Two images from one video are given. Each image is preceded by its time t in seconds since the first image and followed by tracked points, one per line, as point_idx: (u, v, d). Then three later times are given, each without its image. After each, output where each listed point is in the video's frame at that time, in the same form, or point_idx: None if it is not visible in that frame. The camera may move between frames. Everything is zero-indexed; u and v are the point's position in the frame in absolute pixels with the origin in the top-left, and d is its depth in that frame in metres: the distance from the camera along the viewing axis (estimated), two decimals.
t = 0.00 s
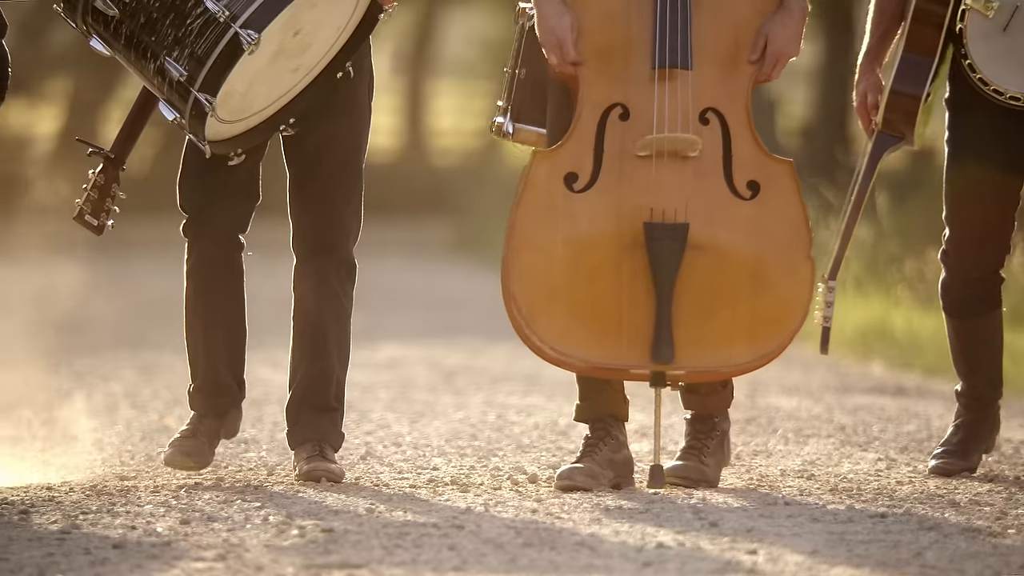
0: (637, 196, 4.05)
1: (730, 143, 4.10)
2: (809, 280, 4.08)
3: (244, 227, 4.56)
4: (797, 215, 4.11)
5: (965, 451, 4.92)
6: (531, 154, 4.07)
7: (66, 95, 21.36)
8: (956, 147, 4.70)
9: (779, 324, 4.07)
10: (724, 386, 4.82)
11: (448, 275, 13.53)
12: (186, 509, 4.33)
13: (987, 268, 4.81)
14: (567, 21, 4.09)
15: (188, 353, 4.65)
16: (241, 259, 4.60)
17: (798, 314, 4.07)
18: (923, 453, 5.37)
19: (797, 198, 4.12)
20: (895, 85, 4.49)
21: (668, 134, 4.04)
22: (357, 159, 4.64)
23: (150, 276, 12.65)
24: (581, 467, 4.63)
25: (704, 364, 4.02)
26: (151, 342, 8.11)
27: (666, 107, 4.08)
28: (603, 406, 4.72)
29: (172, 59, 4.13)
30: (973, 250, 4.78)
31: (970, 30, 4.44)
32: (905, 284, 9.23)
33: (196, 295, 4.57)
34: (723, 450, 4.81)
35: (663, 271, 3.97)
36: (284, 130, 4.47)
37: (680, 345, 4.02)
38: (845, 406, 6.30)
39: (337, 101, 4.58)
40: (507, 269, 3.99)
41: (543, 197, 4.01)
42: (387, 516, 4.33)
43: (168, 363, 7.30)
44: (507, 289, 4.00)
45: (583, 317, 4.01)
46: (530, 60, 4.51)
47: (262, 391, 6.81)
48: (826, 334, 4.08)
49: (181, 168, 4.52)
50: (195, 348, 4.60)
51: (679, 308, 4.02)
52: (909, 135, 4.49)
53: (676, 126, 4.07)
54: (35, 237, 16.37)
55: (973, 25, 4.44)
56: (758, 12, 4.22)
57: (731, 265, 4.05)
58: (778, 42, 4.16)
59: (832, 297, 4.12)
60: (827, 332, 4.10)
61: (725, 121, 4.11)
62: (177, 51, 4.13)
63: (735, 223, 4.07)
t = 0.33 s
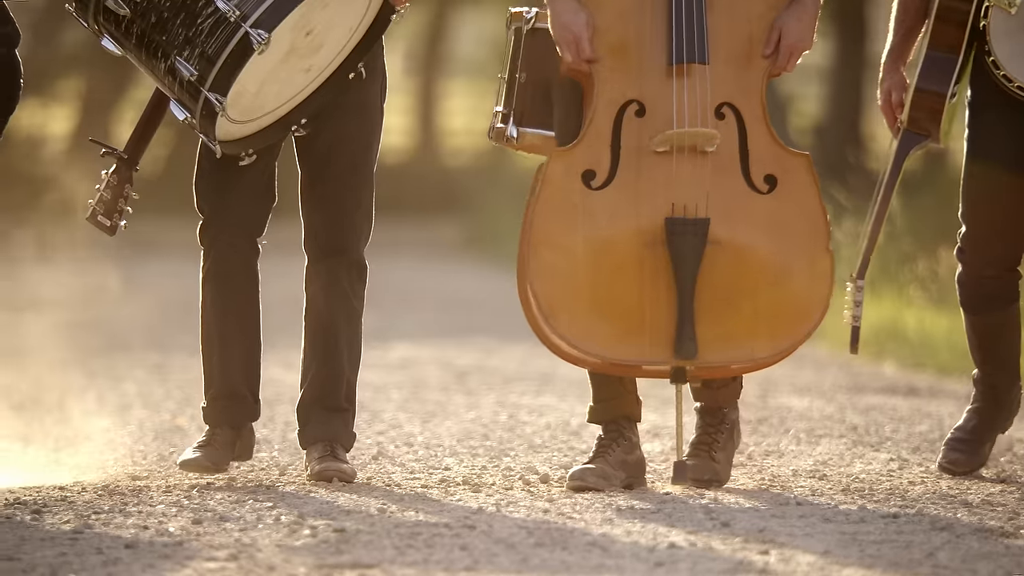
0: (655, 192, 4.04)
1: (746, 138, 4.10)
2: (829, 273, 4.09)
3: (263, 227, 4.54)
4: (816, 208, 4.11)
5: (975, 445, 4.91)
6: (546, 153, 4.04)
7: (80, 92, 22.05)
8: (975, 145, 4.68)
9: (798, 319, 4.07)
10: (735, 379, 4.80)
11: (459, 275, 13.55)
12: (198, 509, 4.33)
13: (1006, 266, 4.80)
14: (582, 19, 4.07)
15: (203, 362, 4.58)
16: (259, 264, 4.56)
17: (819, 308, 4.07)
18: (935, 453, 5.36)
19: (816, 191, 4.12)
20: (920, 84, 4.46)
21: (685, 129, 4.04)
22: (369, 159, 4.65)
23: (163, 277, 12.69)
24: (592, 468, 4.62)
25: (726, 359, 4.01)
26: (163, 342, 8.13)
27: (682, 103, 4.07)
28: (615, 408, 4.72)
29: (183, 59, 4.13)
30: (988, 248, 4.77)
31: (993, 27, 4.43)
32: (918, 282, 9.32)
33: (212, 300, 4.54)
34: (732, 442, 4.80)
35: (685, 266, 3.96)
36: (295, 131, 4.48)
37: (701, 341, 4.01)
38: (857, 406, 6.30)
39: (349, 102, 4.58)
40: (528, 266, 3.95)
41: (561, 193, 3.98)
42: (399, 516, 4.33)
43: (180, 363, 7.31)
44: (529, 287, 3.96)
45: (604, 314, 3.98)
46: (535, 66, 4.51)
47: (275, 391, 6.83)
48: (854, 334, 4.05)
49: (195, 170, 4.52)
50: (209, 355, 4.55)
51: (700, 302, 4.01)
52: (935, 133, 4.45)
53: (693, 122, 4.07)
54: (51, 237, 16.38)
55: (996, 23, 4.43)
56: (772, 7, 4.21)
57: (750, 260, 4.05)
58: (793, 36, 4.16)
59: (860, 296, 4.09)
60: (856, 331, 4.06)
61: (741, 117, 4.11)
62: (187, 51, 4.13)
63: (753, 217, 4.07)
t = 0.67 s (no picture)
0: (673, 186, 4.00)
1: (762, 131, 4.10)
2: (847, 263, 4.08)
3: (280, 228, 4.55)
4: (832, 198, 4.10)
5: (989, 436, 4.80)
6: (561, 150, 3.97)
7: (90, 92, 22.11)
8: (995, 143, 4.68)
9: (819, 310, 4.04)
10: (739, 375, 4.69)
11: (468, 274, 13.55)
12: (208, 508, 4.32)
13: None
14: (596, 14, 4.03)
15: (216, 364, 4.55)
16: (274, 265, 4.57)
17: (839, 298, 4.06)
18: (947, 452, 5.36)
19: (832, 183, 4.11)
20: (944, 82, 4.42)
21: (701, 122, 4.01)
22: (380, 159, 4.65)
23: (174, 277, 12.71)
24: (604, 467, 4.61)
25: (749, 351, 3.97)
26: (175, 341, 8.14)
27: (697, 97, 4.05)
28: (626, 409, 4.71)
29: (192, 60, 4.12)
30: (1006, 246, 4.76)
31: (1015, 25, 4.45)
32: (930, 282, 9.36)
33: (225, 302, 4.53)
34: (741, 426, 4.74)
35: (708, 257, 3.91)
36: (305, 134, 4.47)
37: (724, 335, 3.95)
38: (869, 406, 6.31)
39: (362, 101, 4.58)
40: (550, 263, 3.86)
41: (581, 189, 3.91)
42: (410, 515, 4.33)
43: (192, 363, 7.32)
44: (551, 286, 3.86)
45: (626, 309, 3.91)
46: (539, 68, 4.53)
47: (286, 390, 6.83)
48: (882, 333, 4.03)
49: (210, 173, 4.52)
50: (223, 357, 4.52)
51: (721, 296, 3.96)
52: (958, 131, 4.43)
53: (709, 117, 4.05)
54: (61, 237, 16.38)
55: (1017, 21, 4.45)
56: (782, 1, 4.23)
57: (771, 253, 4.02)
58: (806, 28, 4.17)
59: (887, 295, 4.08)
60: (883, 331, 4.03)
61: (756, 110, 4.11)
62: (196, 52, 4.12)
63: (772, 209, 4.05)
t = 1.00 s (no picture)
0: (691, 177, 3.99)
1: (779, 122, 4.09)
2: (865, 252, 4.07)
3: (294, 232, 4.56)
4: (849, 187, 4.09)
5: (1009, 439, 4.75)
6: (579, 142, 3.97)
7: (102, 92, 22.17)
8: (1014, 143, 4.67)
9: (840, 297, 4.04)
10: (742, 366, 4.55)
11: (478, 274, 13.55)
12: (220, 508, 4.32)
13: None
14: (612, 6, 4.01)
15: (229, 365, 4.56)
16: (291, 267, 4.57)
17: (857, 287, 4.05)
18: (959, 452, 5.35)
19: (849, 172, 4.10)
20: (964, 81, 4.42)
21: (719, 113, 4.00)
22: (391, 158, 4.65)
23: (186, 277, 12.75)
24: (615, 467, 4.60)
25: (770, 341, 3.96)
26: (187, 341, 8.16)
27: (714, 90, 4.05)
28: (638, 409, 4.71)
29: (201, 65, 4.11)
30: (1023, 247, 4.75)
31: None
32: (941, 282, 9.36)
33: (239, 307, 4.53)
34: (750, 417, 4.69)
35: (727, 248, 3.90)
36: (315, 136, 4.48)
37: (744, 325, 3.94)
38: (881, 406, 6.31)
39: (373, 104, 4.58)
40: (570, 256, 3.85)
41: (600, 181, 3.90)
42: (422, 515, 4.33)
43: (204, 363, 7.34)
44: (573, 277, 3.86)
45: (646, 301, 3.90)
46: (543, 68, 4.48)
47: (298, 391, 6.84)
48: (898, 334, 4.02)
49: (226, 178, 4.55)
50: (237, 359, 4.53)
51: (743, 285, 3.96)
52: (978, 131, 4.41)
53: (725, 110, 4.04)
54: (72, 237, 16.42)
55: None
56: None
57: (791, 242, 4.01)
58: (820, 19, 4.17)
59: (904, 296, 4.07)
60: (900, 331, 4.02)
61: (773, 102, 4.10)
62: (205, 57, 4.11)
63: (790, 198, 4.04)
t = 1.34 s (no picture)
0: (708, 167, 3.98)
1: (793, 115, 4.09)
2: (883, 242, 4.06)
3: (310, 233, 4.57)
4: (864, 179, 4.09)
5: None
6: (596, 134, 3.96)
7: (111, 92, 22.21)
8: None
9: (859, 286, 4.03)
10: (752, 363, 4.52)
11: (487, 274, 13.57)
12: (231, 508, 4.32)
13: None
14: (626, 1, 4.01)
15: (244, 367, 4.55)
16: (308, 274, 4.59)
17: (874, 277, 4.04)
18: (970, 453, 5.35)
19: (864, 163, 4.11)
20: (981, 82, 4.41)
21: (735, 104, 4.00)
22: (402, 160, 4.66)
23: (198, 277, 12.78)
24: (626, 468, 4.60)
25: (791, 331, 3.93)
26: (199, 342, 8.18)
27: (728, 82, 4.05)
28: (652, 409, 4.69)
29: (208, 72, 4.09)
30: None
31: None
32: (952, 282, 9.55)
33: (256, 307, 4.53)
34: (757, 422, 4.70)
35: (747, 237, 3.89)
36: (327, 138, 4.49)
37: (765, 316, 3.91)
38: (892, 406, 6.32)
39: (383, 106, 4.58)
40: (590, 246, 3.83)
41: (618, 171, 3.89)
42: (433, 516, 4.33)
43: (216, 363, 7.35)
44: (593, 267, 3.83)
45: (666, 291, 3.88)
46: (550, 69, 4.45)
47: (309, 391, 6.85)
48: (912, 333, 4.01)
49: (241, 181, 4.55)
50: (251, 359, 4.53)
51: (763, 274, 3.94)
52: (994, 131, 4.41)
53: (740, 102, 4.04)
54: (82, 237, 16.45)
55: None
56: None
57: (809, 231, 4.00)
58: (834, 12, 4.18)
59: (917, 295, 4.07)
60: (914, 331, 4.02)
61: (787, 95, 4.11)
62: (212, 64, 4.09)
63: (807, 189, 4.04)
